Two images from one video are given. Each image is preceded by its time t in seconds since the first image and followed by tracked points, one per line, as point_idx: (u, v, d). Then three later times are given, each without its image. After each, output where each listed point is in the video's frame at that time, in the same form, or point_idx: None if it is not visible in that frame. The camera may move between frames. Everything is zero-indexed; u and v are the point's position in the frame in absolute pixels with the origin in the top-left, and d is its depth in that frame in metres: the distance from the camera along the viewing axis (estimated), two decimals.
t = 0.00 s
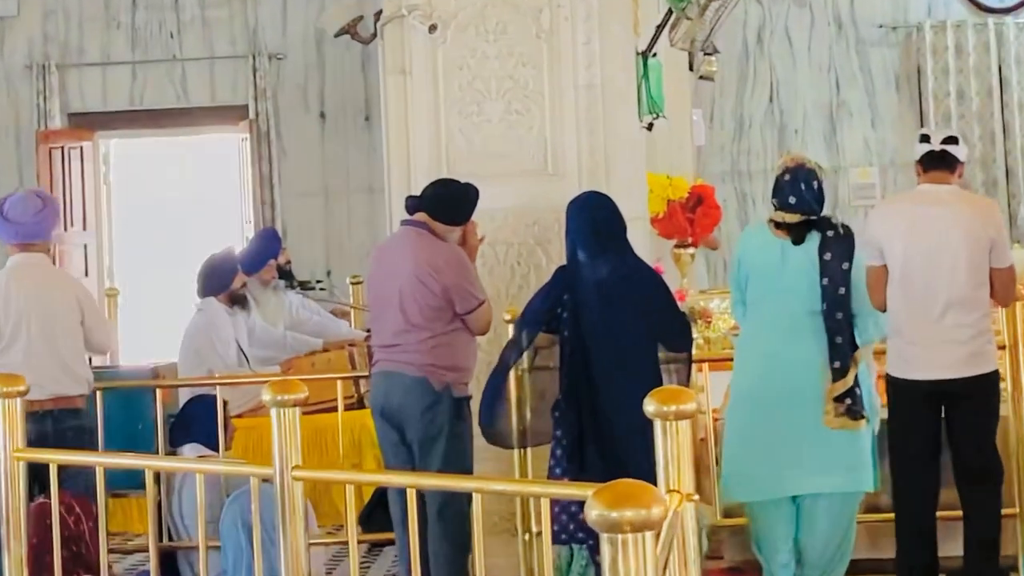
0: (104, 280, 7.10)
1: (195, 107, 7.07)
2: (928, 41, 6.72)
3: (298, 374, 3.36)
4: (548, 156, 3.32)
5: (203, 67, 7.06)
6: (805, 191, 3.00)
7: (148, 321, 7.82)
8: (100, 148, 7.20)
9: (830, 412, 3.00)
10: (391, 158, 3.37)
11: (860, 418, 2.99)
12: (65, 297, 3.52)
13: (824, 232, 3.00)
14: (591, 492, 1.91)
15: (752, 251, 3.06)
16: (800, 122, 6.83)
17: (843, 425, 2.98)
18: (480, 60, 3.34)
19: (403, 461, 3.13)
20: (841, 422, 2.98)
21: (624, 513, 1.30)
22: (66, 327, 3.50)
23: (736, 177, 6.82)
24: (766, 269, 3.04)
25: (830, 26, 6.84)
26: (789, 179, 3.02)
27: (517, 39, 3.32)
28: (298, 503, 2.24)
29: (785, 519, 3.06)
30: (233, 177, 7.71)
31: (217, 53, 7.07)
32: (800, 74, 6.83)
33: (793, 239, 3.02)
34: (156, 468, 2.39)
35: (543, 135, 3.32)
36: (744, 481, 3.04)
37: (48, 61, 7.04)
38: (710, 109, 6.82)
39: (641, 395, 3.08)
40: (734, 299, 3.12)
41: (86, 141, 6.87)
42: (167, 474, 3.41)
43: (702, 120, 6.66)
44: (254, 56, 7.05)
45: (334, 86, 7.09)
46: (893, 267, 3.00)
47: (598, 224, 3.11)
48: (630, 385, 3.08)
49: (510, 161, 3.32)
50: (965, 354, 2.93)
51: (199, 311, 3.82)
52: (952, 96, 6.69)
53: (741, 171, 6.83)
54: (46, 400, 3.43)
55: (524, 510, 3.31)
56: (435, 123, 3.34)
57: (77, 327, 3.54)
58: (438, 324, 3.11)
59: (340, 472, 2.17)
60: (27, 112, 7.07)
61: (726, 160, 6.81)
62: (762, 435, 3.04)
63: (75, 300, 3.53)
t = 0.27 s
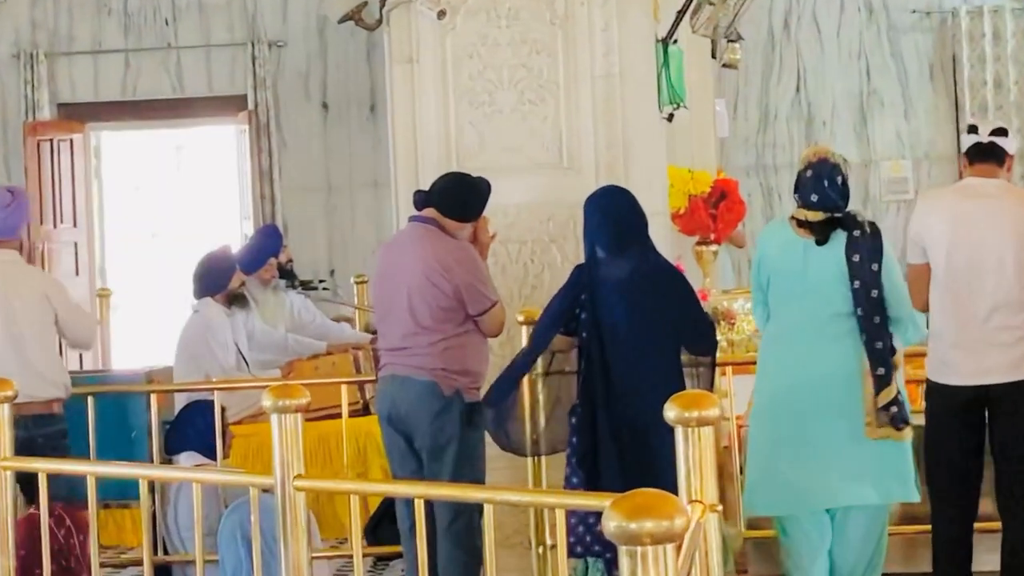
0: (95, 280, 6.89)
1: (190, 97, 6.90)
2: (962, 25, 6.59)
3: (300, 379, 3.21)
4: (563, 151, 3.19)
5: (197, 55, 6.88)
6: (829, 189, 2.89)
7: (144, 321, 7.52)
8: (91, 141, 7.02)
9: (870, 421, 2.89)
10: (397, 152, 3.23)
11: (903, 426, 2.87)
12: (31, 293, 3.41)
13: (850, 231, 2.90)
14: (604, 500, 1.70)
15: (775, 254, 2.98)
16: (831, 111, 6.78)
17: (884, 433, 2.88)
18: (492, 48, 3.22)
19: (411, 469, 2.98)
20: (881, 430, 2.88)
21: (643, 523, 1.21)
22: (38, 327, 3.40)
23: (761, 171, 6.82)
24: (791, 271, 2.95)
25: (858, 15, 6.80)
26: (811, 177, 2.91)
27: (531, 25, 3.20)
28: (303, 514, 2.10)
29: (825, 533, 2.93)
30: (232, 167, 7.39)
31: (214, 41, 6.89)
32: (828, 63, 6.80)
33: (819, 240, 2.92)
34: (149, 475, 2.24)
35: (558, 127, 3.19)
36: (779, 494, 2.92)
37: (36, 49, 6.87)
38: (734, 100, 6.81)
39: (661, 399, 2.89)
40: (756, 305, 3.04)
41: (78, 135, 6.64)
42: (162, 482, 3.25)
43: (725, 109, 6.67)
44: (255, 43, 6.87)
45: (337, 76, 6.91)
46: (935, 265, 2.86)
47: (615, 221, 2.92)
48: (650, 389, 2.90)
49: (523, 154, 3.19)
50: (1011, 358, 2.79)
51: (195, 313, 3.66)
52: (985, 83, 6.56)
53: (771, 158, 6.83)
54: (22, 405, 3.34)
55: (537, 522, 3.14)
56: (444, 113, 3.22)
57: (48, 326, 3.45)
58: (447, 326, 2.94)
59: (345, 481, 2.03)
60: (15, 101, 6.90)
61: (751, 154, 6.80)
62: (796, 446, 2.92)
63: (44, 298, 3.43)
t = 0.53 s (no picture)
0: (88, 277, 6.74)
1: (186, 86, 6.73)
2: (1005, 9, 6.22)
3: (304, 380, 3.05)
4: (578, 141, 3.07)
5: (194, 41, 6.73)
6: (854, 181, 2.74)
7: (143, 318, 7.31)
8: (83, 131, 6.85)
9: (904, 424, 2.75)
10: (404, 142, 3.10)
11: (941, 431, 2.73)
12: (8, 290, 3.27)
13: (875, 223, 2.74)
14: (623, 508, 1.58)
15: (795, 251, 2.83)
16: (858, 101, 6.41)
17: (919, 437, 2.74)
18: (504, 33, 3.10)
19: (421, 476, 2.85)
20: (917, 434, 2.74)
21: (663, 532, 1.16)
22: (17, 326, 3.26)
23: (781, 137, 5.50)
24: (814, 269, 2.80)
25: None
26: (831, 169, 2.77)
27: (547, 8, 3.08)
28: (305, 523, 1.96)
29: (856, 545, 2.78)
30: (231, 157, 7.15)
31: (212, 26, 6.72)
32: (856, 50, 6.40)
33: (841, 234, 2.77)
34: (142, 481, 2.11)
35: (573, 117, 3.07)
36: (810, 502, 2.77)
37: (26, 35, 6.69)
38: (758, 86, 6.41)
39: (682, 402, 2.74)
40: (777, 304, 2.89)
41: (71, 125, 6.51)
42: (157, 489, 3.11)
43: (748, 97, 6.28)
44: (253, 29, 6.72)
45: (342, 64, 6.77)
46: (979, 261, 2.71)
47: (642, 213, 2.79)
48: (675, 391, 2.75)
49: (536, 144, 3.07)
50: None
51: (193, 312, 3.52)
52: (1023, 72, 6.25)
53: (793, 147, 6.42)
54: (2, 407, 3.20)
55: (551, 530, 3.00)
56: (454, 102, 3.10)
57: (28, 325, 3.30)
58: (459, 325, 2.80)
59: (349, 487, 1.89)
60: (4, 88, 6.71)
61: (776, 144, 6.39)
62: (826, 451, 2.78)
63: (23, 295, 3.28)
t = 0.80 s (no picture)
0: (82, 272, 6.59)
1: (184, 74, 6.59)
2: None
3: (307, 379, 2.94)
4: (592, 129, 2.95)
5: (192, 27, 6.58)
6: (873, 170, 2.61)
7: (138, 313, 7.16)
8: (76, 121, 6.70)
9: (929, 425, 2.61)
10: (411, 130, 3.02)
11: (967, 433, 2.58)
12: None
13: (896, 213, 2.61)
14: (640, 512, 1.53)
15: (814, 244, 2.70)
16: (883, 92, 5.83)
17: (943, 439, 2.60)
18: (515, 17, 2.99)
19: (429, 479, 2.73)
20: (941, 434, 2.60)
21: (683, 537, 1.17)
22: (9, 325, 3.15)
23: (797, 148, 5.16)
24: (833, 262, 2.66)
25: None
26: (849, 159, 2.63)
27: None
28: (309, 530, 1.88)
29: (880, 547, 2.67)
30: (230, 148, 6.96)
31: (211, 10, 6.56)
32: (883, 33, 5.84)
33: (862, 225, 2.63)
34: (137, 487, 2.01)
35: (587, 103, 2.95)
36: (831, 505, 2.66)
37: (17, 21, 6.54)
38: (781, 74, 5.85)
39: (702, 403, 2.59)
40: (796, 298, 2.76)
41: (62, 115, 6.40)
42: (154, 492, 2.99)
43: (772, 84, 5.68)
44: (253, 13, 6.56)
45: (345, 49, 6.62)
46: (1014, 253, 2.59)
47: (665, 205, 2.65)
48: (697, 391, 2.59)
49: (549, 132, 2.97)
50: None
51: (190, 309, 3.40)
52: None
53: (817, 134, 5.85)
54: None
55: (565, 535, 2.88)
56: (463, 89, 3.00)
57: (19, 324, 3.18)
58: (470, 321, 2.68)
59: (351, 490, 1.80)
60: None
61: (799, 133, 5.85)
62: (846, 453, 2.66)
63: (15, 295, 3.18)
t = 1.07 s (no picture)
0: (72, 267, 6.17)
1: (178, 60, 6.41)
2: None
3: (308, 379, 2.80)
4: (607, 117, 2.89)
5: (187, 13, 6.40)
6: (899, 158, 2.44)
7: (122, 304, 6.59)
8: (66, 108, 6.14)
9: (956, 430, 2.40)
10: (417, 118, 2.91)
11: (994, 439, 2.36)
12: None
13: (924, 203, 2.42)
14: (659, 518, 1.46)
15: (837, 235, 2.51)
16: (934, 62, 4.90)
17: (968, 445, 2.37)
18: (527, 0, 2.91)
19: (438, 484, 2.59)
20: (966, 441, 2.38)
21: (701, 544, 1.16)
22: None
23: (837, 139, 4.27)
24: (856, 255, 2.48)
25: None
26: (874, 147, 2.45)
27: None
28: (309, 533, 1.82)
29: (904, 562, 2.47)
30: (225, 136, 6.39)
31: None
32: None
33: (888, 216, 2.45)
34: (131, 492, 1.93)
35: (602, 89, 2.89)
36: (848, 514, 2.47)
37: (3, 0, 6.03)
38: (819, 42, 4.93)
39: (725, 405, 2.43)
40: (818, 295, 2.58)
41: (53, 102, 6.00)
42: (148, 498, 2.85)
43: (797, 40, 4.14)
44: None
45: (348, 33, 6.06)
46: None
47: (687, 201, 2.48)
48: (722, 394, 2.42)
49: (563, 120, 2.90)
50: None
51: (185, 305, 3.26)
52: None
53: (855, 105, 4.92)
54: None
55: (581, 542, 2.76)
56: (472, 73, 2.91)
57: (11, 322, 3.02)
58: (480, 318, 2.54)
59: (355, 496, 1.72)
60: None
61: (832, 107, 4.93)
62: (865, 459, 2.46)
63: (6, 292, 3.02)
